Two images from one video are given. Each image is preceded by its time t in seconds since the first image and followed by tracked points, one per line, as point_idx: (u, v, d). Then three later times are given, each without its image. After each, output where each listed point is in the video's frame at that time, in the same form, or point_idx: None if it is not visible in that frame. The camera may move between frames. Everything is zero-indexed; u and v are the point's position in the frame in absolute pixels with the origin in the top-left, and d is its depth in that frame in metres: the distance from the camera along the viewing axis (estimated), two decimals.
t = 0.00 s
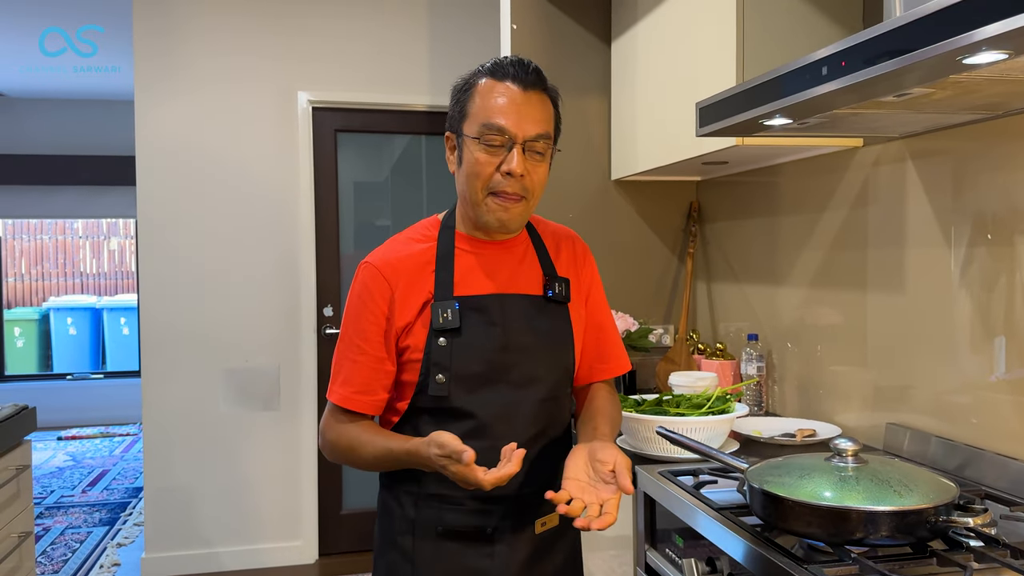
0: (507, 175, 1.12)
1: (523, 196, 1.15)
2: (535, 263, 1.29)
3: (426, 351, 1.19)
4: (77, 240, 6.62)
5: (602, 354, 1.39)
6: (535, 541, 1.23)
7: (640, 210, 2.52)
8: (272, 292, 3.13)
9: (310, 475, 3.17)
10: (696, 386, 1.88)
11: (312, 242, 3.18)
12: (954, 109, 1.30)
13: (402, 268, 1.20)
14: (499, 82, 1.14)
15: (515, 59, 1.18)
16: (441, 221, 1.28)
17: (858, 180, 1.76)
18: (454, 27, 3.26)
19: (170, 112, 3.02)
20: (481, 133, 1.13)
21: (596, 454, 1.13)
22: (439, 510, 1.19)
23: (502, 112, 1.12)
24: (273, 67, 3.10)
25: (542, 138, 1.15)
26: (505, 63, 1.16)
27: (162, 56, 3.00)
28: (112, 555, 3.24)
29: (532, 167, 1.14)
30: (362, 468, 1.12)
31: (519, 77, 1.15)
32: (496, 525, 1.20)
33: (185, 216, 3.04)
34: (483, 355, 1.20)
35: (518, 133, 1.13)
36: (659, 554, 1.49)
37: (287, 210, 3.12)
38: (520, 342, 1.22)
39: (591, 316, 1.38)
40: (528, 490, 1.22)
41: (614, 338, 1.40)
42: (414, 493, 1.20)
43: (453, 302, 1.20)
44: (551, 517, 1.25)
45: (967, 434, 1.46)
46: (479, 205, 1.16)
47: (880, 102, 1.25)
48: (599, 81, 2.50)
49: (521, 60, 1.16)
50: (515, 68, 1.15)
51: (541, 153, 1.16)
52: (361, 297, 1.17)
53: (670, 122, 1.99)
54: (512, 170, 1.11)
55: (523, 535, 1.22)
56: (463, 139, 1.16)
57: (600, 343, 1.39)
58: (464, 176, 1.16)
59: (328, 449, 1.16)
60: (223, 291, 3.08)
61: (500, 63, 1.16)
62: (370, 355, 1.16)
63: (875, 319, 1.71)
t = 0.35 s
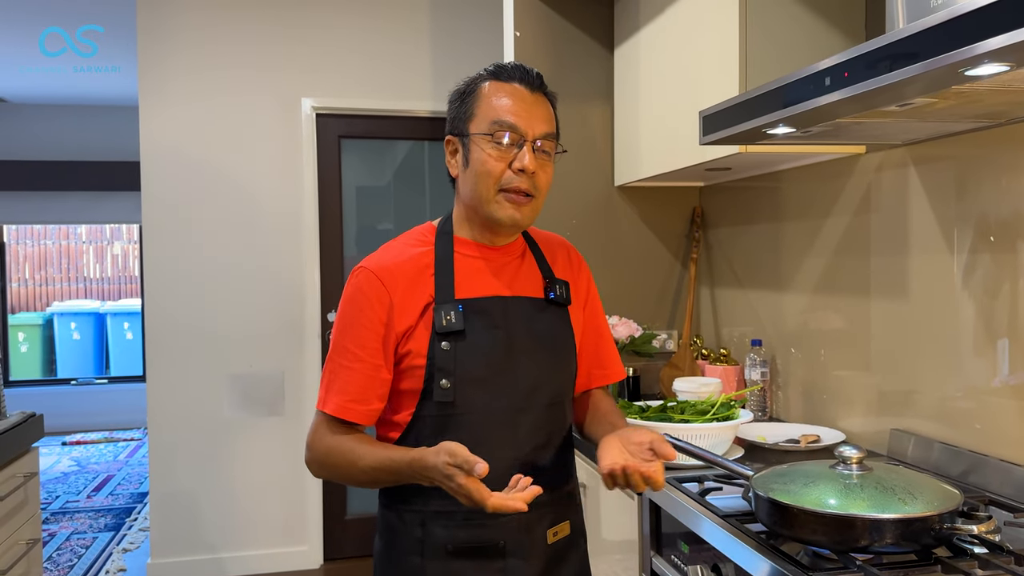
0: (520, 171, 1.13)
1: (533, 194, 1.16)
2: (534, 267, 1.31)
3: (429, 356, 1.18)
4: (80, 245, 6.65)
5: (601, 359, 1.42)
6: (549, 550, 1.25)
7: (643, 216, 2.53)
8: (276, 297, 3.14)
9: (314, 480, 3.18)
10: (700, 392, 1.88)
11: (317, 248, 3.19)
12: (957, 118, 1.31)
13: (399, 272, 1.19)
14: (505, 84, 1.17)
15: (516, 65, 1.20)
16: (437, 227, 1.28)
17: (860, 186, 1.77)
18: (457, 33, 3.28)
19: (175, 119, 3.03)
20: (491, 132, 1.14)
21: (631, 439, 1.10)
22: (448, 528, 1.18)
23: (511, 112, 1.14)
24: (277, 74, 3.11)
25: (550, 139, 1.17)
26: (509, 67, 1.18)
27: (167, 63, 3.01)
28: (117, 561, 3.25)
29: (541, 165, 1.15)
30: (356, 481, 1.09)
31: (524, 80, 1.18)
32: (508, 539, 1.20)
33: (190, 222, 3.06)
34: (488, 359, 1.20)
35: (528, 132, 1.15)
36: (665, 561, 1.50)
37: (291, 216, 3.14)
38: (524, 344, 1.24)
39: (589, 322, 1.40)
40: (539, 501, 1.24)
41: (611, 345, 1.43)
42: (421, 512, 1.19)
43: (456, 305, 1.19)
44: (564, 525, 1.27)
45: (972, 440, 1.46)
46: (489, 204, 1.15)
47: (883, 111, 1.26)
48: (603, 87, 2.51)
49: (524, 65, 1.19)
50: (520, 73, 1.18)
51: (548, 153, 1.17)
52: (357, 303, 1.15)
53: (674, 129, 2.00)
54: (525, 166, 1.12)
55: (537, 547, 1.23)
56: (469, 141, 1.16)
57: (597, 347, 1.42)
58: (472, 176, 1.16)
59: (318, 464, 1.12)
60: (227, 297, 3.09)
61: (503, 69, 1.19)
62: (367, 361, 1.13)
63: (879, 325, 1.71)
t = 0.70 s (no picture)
0: (518, 172, 1.15)
1: (533, 193, 1.18)
2: (539, 261, 1.34)
3: (446, 349, 1.20)
4: (75, 243, 6.64)
5: (602, 351, 1.45)
6: (562, 533, 1.30)
7: (639, 214, 2.55)
8: (274, 295, 3.15)
9: (313, 477, 3.20)
10: (696, 388, 1.91)
11: (314, 246, 3.20)
12: (948, 116, 1.33)
13: (411, 270, 1.20)
14: (499, 85, 1.18)
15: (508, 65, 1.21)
16: (442, 225, 1.29)
17: (854, 184, 1.79)
18: (452, 31, 3.29)
19: (172, 118, 3.04)
20: (488, 135, 1.16)
21: (636, 430, 1.20)
22: (466, 515, 1.21)
23: (507, 113, 1.16)
24: (274, 73, 3.12)
25: (547, 137, 1.19)
26: (503, 68, 1.19)
27: (163, 62, 3.02)
28: (116, 557, 3.26)
29: (539, 165, 1.17)
30: (361, 468, 1.11)
31: (519, 80, 1.19)
32: (524, 524, 1.23)
33: (188, 221, 3.07)
34: (502, 351, 1.23)
35: (526, 132, 1.16)
36: (662, 554, 1.51)
37: (288, 214, 3.15)
38: (536, 336, 1.26)
39: (590, 315, 1.42)
40: (552, 487, 1.27)
41: (610, 337, 1.45)
42: (439, 501, 1.21)
43: (470, 299, 1.22)
44: (573, 509, 1.32)
45: (963, 433, 1.49)
46: (491, 205, 1.18)
47: (876, 110, 1.28)
48: (598, 86, 2.53)
49: (517, 65, 1.20)
50: (513, 72, 1.19)
51: (545, 151, 1.19)
52: (371, 302, 1.17)
53: (669, 128, 2.02)
54: (523, 167, 1.14)
55: (550, 532, 1.27)
56: (467, 144, 1.18)
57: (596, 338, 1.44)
58: (472, 179, 1.18)
59: (331, 457, 1.15)
60: (226, 295, 3.11)
61: (496, 70, 1.20)
62: (384, 359, 1.15)
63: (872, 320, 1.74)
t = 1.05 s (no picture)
0: (501, 177, 1.16)
1: (522, 189, 1.19)
2: (539, 254, 1.35)
3: (455, 342, 1.22)
4: (66, 239, 6.62)
5: (599, 339, 1.46)
6: (564, 513, 1.33)
7: (633, 211, 2.57)
8: (269, 292, 3.16)
9: (308, 472, 3.21)
10: (689, 381, 1.92)
11: (309, 242, 3.21)
12: (939, 114, 1.35)
13: (421, 267, 1.22)
14: (465, 96, 1.18)
15: (472, 69, 1.21)
16: (447, 223, 1.31)
17: (846, 180, 1.81)
18: (447, 28, 3.30)
19: (166, 115, 3.04)
20: (464, 148, 1.17)
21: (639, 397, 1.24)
22: (476, 498, 1.24)
23: (477, 123, 1.16)
24: (269, 69, 3.12)
25: (523, 134, 1.19)
26: (465, 76, 1.19)
27: (158, 61, 3.02)
28: (111, 553, 3.27)
29: (520, 163, 1.18)
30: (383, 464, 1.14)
31: (483, 85, 1.18)
32: (530, 505, 1.27)
33: (183, 219, 3.07)
34: (508, 344, 1.25)
35: (499, 136, 1.16)
36: (657, 545, 1.53)
37: (283, 210, 3.16)
38: (539, 329, 1.28)
39: (587, 304, 1.44)
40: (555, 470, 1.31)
41: (607, 323, 1.47)
42: (450, 486, 1.24)
43: (476, 294, 1.24)
44: (573, 491, 1.36)
45: (953, 426, 1.51)
46: (484, 211, 1.20)
47: (868, 108, 1.30)
48: (592, 84, 2.55)
49: (480, 68, 1.20)
50: (477, 78, 1.19)
51: (525, 147, 1.19)
52: (383, 300, 1.18)
53: (664, 125, 2.04)
54: (503, 172, 1.15)
55: (554, 511, 1.31)
56: (450, 159, 1.20)
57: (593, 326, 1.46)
58: (462, 190, 1.20)
59: (347, 449, 1.17)
60: (221, 292, 3.11)
61: (461, 78, 1.20)
62: (397, 354, 1.17)
63: (863, 315, 1.76)
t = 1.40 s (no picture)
0: (492, 184, 1.17)
1: (513, 196, 1.20)
2: (530, 255, 1.36)
3: (449, 341, 1.23)
4: (57, 235, 6.60)
5: (585, 334, 1.47)
6: (552, 500, 1.35)
7: (626, 208, 2.58)
8: (263, 288, 3.16)
9: (301, 468, 3.21)
10: (682, 378, 1.93)
11: (302, 239, 3.21)
12: (929, 114, 1.37)
13: (417, 266, 1.23)
14: (462, 100, 1.19)
15: (472, 74, 1.21)
16: (442, 224, 1.32)
17: (838, 179, 1.83)
18: (441, 25, 3.30)
19: (159, 110, 3.04)
20: (459, 152, 1.18)
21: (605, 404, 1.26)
22: (469, 487, 1.26)
23: (473, 128, 1.17)
24: (263, 66, 3.12)
25: (518, 141, 1.20)
26: (465, 80, 1.20)
27: (152, 57, 3.02)
28: (103, 550, 3.27)
29: (513, 171, 1.19)
30: (383, 455, 1.16)
31: (481, 91, 1.19)
32: (521, 494, 1.29)
33: (176, 215, 3.07)
34: (499, 343, 1.26)
35: (493, 142, 1.17)
36: (649, 540, 1.55)
37: (276, 206, 3.16)
38: (531, 329, 1.29)
39: (575, 301, 1.45)
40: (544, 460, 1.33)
41: (593, 320, 1.48)
42: (445, 475, 1.25)
43: (470, 295, 1.25)
44: (561, 479, 1.37)
45: (943, 423, 1.53)
46: (475, 214, 1.21)
47: (859, 108, 1.31)
48: (586, 82, 2.56)
49: (480, 73, 1.20)
50: (477, 83, 1.19)
51: (518, 155, 1.20)
52: (380, 299, 1.19)
53: (657, 123, 2.05)
54: (495, 178, 1.16)
55: (542, 500, 1.33)
56: (445, 160, 1.21)
57: (581, 322, 1.47)
58: (455, 192, 1.22)
59: (347, 441, 1.18)
60: (214, 289, 3.11)
61: (461, 83, 1.20)
62: (392, 352, 1.18)
63: (854, 313, 1.78)
